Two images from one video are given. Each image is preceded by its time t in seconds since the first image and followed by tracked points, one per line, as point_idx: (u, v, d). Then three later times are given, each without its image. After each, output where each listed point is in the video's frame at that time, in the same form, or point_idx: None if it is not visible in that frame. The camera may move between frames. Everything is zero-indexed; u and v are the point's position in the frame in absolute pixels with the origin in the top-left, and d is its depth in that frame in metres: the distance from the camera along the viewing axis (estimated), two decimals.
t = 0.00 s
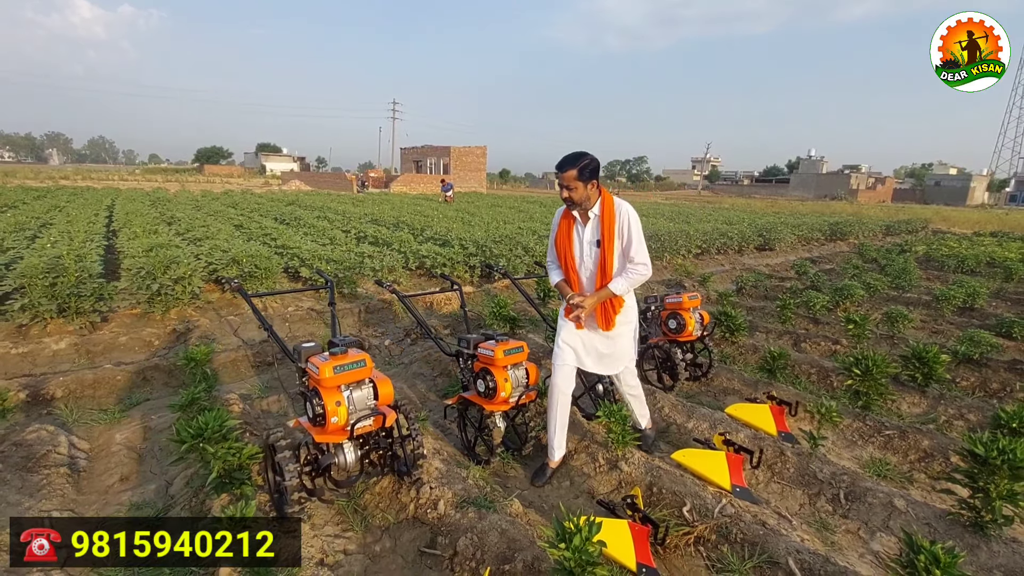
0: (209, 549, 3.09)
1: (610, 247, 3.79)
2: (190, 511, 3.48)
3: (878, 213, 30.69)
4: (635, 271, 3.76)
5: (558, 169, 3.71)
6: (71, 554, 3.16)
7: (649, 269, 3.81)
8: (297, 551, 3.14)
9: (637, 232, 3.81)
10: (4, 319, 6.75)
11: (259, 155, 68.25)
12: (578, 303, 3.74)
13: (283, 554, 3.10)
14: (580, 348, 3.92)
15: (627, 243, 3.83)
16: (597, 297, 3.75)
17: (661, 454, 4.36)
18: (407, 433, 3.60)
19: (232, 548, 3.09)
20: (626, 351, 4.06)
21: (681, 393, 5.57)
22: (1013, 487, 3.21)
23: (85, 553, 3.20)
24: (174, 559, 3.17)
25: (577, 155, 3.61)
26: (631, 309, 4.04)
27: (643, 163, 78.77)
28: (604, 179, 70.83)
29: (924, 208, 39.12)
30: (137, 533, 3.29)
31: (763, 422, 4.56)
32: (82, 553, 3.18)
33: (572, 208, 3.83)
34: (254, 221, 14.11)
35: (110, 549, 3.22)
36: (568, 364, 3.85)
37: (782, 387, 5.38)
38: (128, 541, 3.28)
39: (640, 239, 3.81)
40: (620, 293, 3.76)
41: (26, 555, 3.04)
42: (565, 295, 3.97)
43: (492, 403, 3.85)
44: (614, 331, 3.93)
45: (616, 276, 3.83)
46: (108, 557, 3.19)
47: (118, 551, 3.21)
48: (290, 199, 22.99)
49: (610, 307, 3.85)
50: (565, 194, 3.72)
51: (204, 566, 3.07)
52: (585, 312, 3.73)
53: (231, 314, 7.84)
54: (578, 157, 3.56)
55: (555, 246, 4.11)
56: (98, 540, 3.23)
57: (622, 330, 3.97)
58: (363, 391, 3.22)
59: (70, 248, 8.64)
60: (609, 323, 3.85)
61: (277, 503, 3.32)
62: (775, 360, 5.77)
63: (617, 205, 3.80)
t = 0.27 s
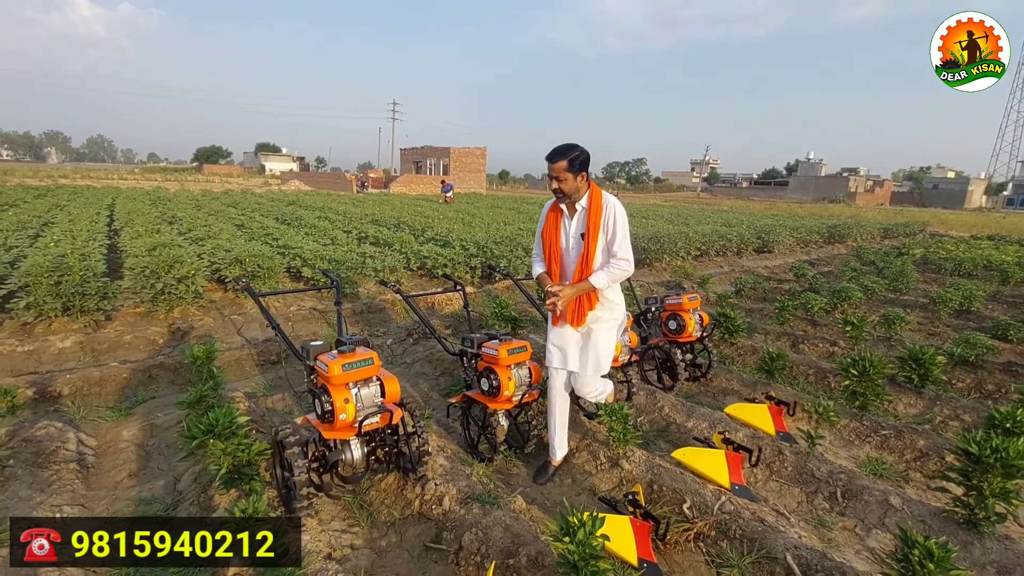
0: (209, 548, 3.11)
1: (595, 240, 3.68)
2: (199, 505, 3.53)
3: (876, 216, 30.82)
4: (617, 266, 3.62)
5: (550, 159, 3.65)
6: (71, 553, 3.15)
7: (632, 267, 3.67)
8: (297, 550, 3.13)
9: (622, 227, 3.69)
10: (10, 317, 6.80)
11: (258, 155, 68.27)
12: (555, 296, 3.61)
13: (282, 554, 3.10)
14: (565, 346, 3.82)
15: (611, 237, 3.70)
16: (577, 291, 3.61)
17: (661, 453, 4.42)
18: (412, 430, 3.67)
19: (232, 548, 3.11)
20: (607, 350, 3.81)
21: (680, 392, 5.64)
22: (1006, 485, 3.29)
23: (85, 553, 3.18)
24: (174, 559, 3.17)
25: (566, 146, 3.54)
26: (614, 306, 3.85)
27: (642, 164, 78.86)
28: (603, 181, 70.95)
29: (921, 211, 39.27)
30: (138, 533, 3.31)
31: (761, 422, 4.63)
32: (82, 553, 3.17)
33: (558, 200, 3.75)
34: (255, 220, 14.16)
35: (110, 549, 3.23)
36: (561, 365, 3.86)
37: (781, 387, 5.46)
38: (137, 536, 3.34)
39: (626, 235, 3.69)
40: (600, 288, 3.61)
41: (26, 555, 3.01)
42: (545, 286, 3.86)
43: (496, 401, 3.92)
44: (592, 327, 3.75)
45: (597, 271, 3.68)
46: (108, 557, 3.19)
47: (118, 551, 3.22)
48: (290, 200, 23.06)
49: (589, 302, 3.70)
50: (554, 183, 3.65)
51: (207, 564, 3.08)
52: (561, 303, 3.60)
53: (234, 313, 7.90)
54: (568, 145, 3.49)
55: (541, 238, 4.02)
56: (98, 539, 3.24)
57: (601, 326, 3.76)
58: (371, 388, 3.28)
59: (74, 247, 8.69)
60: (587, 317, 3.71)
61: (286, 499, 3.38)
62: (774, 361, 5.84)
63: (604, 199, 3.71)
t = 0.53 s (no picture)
0: (209, 549, 3.16)
1: (596, 236, 3.74)
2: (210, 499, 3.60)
3: (875, 218, 30.92)
4: (620, 261, 3.71)
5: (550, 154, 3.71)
6: (71, 553, 3.17)
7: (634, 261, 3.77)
8: (296, 551, 3.10)
9: (623, 223, 3.77)
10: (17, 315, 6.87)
11: (258, 154, 68.32)
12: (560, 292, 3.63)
13: (282, 553, 3.09)
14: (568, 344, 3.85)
15: (611, 232, 3.77)
16: (581, 287, 3.65)
17: (662, 449, 4.50)
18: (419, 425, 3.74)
19: (232, 548, 3.19)
20: (606, 346, 3.89)
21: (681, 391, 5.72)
22: (998, 480, 3.38)
23: (85, 553, 3.21)
24: (174, 559, 3.21)
25: (566, 140, 3.61)
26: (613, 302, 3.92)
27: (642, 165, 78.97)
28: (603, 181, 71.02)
29: (921, 213, 39.37)
30: (138, 533, 3.33)
31: (760, 419, 4.71)
32: (82, 553, 3.20)
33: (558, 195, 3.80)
34: (258, 220, 14.24)
35: (110, 549, 3.25)
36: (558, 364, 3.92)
37: (780, 386, 5.54)
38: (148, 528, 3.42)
39: (627, 230, 3.78)
40: (604, 283, 3.67)
41: (25, 555, 3.02)
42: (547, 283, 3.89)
43: (500, 399, 3.99)
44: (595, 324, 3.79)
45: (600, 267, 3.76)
46: (108, 557, 3.21)
47: (117, 551, 3.24)
48: (291, 200, 23.15)
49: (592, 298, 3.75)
50: (555, 178, 3.70)
51: (207, 564, 3.12)
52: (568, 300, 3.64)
53: (239, 312, 7.97)
54: (568, 140, 3.56)
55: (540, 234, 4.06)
56: (98, 539, 3.26)
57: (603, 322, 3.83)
58: (379, 384, 3.36)
59: (79, 245, 8.76)
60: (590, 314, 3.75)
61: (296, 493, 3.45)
62: (773, 360, 5.92)
63: (604, 195, 3.79)
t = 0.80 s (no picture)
0: (210, 549, 3.13)
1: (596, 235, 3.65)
2: (215, 495, 3.62)
3: (875, 218, 30.98)
4: (618, 262, 3.56)
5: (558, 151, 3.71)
6: (71, 553, 3.14)
7: (635, 264, 3.59)
8: (296, 550, 3.06)
9: (626, 223, 3.64)
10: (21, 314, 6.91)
11: (258, 155, 68.41)
12: (553, 288, 3.54)
13: (283, 553, 3.05)
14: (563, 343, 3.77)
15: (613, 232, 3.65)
16: (576, 284, 3.54)
17: (663, 445, 4.55)
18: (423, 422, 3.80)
19: (232, 548, 3.15)
20: (600, 351, 3.79)
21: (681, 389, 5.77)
22: (995, 475, 3.43)
23: (85, 553, 3.18)
24: (174, 559, 3.18)
25: (575, 138, 3.59)
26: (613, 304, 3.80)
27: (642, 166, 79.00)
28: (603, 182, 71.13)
29: (920, 214, 39.45)
30: (138, 533, 3.31)
31: (760, 416, 4.75)
32: (82, 553, 3.17)
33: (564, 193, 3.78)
34: (259, 220, 14.31)
35: (111, 548, 3.23)
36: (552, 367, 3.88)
37: (779, 384, 5.59)
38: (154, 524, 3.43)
39: (630, 231, 3.64)
40: (600, 283, 3.54)
41: (26, 555, 2.97)
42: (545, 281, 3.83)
43: (503, 395, 4.04)
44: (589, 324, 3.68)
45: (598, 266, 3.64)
46: (108, 557, 3.18)
47: (118, 551, 3.22)
48: (292, 200, 23.20)
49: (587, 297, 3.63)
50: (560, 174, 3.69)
51: (207, 564, 3.10)
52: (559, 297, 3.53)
53: (242, 311, 8.03)
54: (576, 136, 3.54)
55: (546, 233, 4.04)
56: (98, 540, 3.23)
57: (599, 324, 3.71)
58: (384, 380, 3.41)
59: (83, 245, 8.80)
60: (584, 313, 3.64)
61: (302, 489, 3.50)
62: (773, 359, 5.96)
63: (610, 195, 3.70)
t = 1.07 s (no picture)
0: (209, 549, 3.15)
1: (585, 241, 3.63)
2: (220, 494, 3.66)
3: (874, 219, 31.06)
4: (604, 269, 3.51)
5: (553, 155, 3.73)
6: (70, 554, 3.12)
7: (623, 271, 3.52)
8: (299, 548, 3.09)
9: (615, 229, 3.58)
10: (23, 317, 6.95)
11: (258, 158, 68.51)
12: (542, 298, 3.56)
13: (285, 552, 3.08)
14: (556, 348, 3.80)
15: (603, 237, 3.61)
16: (562, 291, 3.55)
17: (663, 446, 4.58)
18: (426, 422, 3.83)
19: (232, 548, 3.19)
20: (594, 357, 3.78)
21: (681, 389, 5.81)
22: (992, 473, 3.47)
23: (85, 553, 3.17)
24: (175, 559, 3.18)
25: (570, 141, 3.60)
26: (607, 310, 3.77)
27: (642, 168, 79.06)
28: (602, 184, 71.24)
29: (919, 215, 39.54)
30: (138, 533, 3.30)
31: (760, 417, 4.79)
32: (82, 554, 3.15)
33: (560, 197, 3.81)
34: (260, 223, 14.36)
35: (111, 549, 3.22)
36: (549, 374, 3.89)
37: (779, 384, 5.63)
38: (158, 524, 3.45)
39: (619, 237, 3.58)
40: (586, 291, 3.52)
41: (26, 555, 2.98)
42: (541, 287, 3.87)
43: (504, 396, 4.08)
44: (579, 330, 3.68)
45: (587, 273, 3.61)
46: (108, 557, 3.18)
47: (117, 552, 3.21)
48: (293, 203, 23.26)
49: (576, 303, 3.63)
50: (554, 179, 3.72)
51: (210, 564, 3.12)
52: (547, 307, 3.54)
53: (243, 313, 8.07)
54: (567, 141, 3.56)
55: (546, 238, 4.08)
56: (98, 539, 3.22)
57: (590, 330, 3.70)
58: (387, 381, 3.44)
59: (84, 248, 8.84)
60: (573, 320, 3.65)
61: (306, 490, 3.54)
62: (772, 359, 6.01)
63: (601, 200, 3.66)
